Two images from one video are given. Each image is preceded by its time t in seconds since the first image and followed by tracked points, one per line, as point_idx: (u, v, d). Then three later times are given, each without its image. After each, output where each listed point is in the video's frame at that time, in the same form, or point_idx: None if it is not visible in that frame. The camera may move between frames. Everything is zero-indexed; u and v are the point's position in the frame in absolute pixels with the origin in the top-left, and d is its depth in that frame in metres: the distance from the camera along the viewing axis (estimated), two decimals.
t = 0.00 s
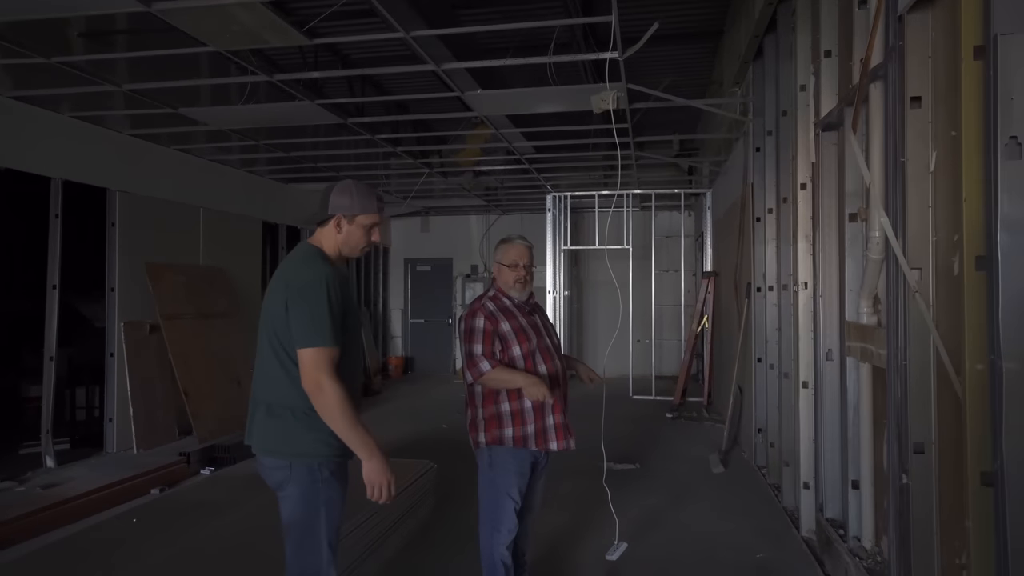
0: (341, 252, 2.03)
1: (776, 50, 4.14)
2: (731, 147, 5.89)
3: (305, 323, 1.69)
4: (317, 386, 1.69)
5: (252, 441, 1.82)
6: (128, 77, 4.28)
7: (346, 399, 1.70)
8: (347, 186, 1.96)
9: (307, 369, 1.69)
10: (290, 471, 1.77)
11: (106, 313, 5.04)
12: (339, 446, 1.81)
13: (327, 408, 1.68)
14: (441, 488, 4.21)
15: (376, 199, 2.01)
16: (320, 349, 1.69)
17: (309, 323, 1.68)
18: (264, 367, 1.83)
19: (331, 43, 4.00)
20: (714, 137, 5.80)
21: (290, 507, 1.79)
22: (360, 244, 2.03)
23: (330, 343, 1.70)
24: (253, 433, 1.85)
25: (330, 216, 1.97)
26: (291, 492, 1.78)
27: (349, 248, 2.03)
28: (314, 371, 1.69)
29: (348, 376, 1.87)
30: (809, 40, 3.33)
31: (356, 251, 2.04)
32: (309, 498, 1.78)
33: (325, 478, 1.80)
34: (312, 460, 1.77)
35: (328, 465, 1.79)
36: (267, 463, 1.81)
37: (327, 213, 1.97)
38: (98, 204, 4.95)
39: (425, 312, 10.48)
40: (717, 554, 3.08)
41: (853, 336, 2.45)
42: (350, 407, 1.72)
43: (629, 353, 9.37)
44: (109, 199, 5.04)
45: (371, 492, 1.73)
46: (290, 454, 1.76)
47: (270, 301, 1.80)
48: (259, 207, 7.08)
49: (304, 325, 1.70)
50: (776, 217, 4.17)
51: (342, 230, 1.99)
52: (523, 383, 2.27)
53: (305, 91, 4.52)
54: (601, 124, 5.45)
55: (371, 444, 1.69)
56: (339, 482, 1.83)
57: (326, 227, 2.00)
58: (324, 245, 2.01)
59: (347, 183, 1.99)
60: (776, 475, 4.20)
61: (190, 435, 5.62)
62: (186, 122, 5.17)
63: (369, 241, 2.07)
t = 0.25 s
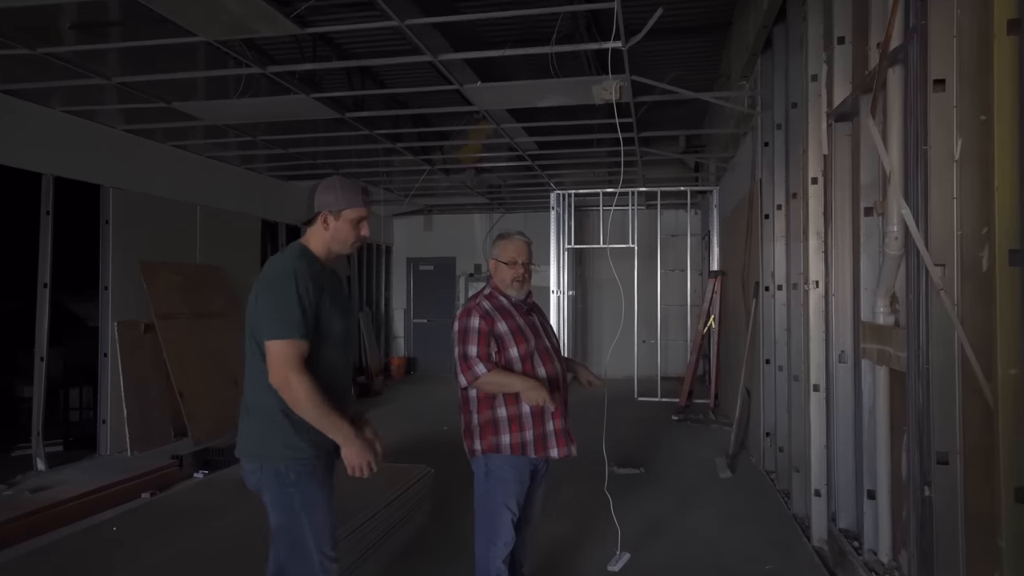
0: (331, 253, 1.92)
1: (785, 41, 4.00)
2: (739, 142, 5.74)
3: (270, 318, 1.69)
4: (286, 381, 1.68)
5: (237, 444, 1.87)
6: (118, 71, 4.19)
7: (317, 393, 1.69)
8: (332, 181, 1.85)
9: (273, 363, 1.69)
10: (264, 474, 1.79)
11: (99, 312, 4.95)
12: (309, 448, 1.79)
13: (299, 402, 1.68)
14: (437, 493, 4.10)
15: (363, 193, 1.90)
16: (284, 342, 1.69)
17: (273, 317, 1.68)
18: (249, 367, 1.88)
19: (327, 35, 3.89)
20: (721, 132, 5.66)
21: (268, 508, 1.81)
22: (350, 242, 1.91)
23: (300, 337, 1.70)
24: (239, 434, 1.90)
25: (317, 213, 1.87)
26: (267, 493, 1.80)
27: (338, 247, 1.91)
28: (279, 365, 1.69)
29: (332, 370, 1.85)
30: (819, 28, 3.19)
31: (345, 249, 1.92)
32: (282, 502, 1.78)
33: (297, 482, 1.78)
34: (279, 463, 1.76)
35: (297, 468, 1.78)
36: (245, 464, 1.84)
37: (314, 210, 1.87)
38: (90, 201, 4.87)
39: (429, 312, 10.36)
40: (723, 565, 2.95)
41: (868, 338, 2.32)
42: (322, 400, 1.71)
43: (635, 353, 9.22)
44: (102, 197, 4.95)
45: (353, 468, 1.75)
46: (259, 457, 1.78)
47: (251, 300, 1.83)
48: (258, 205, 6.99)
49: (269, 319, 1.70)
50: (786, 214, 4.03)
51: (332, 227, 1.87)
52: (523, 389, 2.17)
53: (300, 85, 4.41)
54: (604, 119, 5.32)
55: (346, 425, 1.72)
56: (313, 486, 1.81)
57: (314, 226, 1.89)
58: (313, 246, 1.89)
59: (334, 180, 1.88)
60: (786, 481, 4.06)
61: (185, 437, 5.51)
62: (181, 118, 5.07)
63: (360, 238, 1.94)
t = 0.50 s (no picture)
0: (318, 256, 1.76)
1: (794, 33, 3.86)
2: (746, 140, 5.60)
3: (245, 319, 1.58)
4: (265, 384, 1.56)
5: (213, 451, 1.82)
6: (109, 67, 4.09)
7: (297, 394, 1.59)
8: (323, 182, 1.70)
9: (250, 366, 1.57)
10: (229, 481, 1.73)
11: (93, 313, 4.86)
12: (276, 455, 1.71)
13: (282, 405, 1.57)
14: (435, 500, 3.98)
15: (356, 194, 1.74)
16: (261, 343, 1.57)
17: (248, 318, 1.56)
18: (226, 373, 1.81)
19: (320, 28, 3.78)
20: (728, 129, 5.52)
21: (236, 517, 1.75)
22: (339, 245, 1.76)
23: (277, 337, 1.58)
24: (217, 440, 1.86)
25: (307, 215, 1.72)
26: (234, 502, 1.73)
27: (328, 251, 1.76)
28: (256, 368, 1.57)
29: (316, 372, 1.73)
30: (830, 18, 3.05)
31: (335, 254, 1.77)
32: (246, 511, 1.71)
33: (261, 491, 1.70)
34: (243, 470, 1.70)
35: (261, 476, 1.70)
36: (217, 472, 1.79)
37: (303, 212, 1.72)
38: (83, 201, 4.77)
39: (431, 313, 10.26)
40: None
41: (883, 343, 2.19)
42: (304, 401, 1.61)
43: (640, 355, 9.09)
44: (96, 195, 4.86)
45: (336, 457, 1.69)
46: (224, 463, 1.72)
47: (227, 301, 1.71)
48: (257, 205, 6.89)
49: (245, 321, 1.58)
50: (794, 212, 3.90)
51: (320, 230, 1.72)
52: (518, 395, 2.04)
53: (297, 80, 4.31)
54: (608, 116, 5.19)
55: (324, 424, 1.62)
56: (279, 495, 1.72)
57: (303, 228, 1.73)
58: (301, 249, 1.74)
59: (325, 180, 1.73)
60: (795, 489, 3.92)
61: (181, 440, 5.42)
62: (175, 115, 4.97)
63: (350, 242, 1.78)
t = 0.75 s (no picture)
0: (311, 256, 1.66)
1: (812, 24, 3.73)
2: (762, 136, 5.47)
3: (227, 327, 1.49)
4: (242, 396, 1.49)
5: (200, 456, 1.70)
6: (110, 63, 4.03)
7: (275, 409, 1.51)
8: (315, 178, 1.60)
9: (228, 377, 1.50)
10: (220, 488, 1.61)
11: (98, 313, 4.82)
12: (270, 462, 1.60)
13: (258, 420, 1.50)
14: (442, 505, 3.88)
15: (350, 190, 1.65)
16: (241, 353, 1.49)
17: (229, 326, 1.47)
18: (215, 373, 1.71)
19: (323, 21, 3.71)
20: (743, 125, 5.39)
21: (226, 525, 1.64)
22: (333, 244, 1.66)
23: (258, 348, 1.50)
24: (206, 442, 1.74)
25: (301, 212, 1.61)
26: (222, 509, 1.63)
27: (321, 250, 1.65)
28: (233, 378, 1.49)
29: (301, 382, 1.65)
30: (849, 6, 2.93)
31: (327, 254, 1.67)
32: (237, 520, 1.60)
33: (254, 499, 1.59)
34: (234, 478, 1.59)
35: (254, 484, 1.59)
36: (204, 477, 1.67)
37: (295, 209, 1.62)
38: (87, 199, 4.72)
39: (442, 313, 10.18)
40: None
41: (909, 346, 2.07)
42: (281, 416, 1.53)
43: (653, 356, 8.96)
44: (101, 195, 4.82)
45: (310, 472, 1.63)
46: (215, 469, 1.60)
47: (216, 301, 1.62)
48: (265, 204, 6.84)
49: (229, 328, 1.50)
50: (811, 209, 3.77)
51: (316, 228, 1.62)
52: (522, 400, 1.95)
53: (302, 76, 4.24)
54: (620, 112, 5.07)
55: (299, 439, 1.56)
56: (273, 504, 1.61)
57: (297, 225, 1.63)
58: (292, 249, 1.64)
59: (318, 175, 1.62)
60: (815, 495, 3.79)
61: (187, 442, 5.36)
62: (180, 113, 4.91)
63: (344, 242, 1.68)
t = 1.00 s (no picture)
0: (310, 253, 1.56)
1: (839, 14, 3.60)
2: (785, 131, 5.32)
3: (231, 329, 1.39)
4: (251, 401, 1.39)
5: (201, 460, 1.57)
6: (121, 60, 3.99)
7: (286, 413, 1.42)
8: (313, 170, 1.51)
9: (235, 382, 1.40)
10: (224, 495, 1.49)
11: (112, 313, 4.80)
12: (277, 466, 1.48)
13: (268, 425, 1.40)
14: (456, 510, 3.79)
15: (351, 183, 1.55)
16: (248, 357, 1.39)
17: (234, 329, 1.38)
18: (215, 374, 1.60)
19: (334, 13, 3.64)
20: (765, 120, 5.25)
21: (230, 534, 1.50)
22: (334, 241, 1.57)
23: (265, 350, 1.40)
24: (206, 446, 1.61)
25: (299, 204, 1.51)
26: (225, 518, 1.50)
27: (320, 246, 1.56)
28: (240, 384, 1.39)
29: (310, 385, 1.56)
30: None
31: (328, 250, 1.57)
32: (242, 529, 1.48)
33: (261, 505, 1.47)
34: (240, 482, 1.47)
35: (261, 489, 1.47)
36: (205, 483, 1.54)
37: (293, 204, 1.52)
38: (100, 198, 4.70)
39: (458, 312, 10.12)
40: None
41: (948, 347, 1.95)
42: (293, 421, 1.44)
43: (672, 357, 8.82)
44: (115, 195, 4.80)
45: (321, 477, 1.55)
46: (219, 473, 1.48)
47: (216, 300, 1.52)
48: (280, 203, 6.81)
49: (233, 331, 1.40)
50: (838, 206, 3.64)
51: (314, 222, 1.52)
52: (533, 404, 1.84)
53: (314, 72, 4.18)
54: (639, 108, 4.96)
55: (312, 444, 1.47)
56: (281, 511, 1.49)
57: (293, 218, 1.52)
58: (289, 244, 1.53)
59: (317, 167, 1.52)
60: (842, 503, 3.64)
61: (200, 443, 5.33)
62: (193, 111, 4.87)
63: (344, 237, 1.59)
